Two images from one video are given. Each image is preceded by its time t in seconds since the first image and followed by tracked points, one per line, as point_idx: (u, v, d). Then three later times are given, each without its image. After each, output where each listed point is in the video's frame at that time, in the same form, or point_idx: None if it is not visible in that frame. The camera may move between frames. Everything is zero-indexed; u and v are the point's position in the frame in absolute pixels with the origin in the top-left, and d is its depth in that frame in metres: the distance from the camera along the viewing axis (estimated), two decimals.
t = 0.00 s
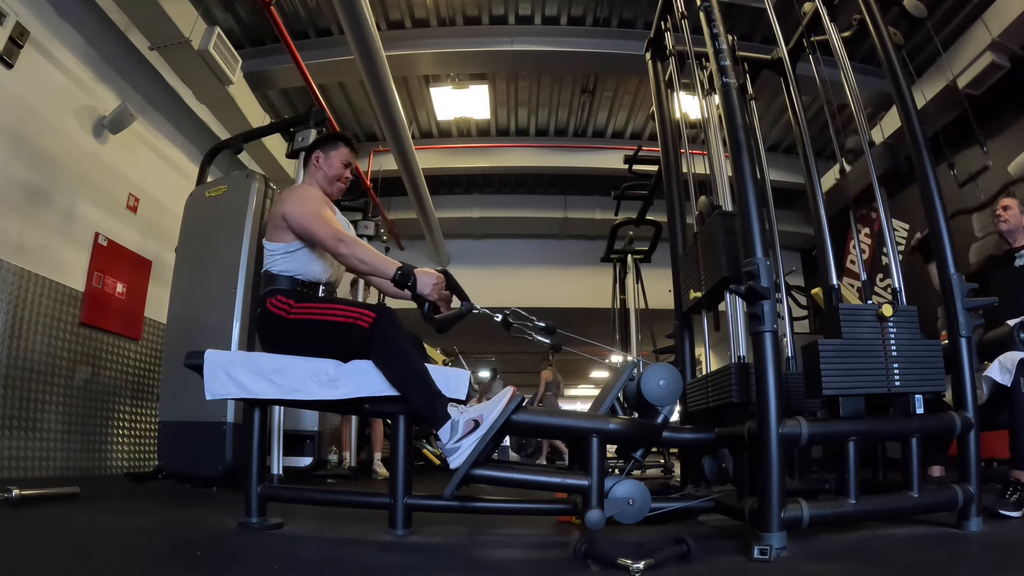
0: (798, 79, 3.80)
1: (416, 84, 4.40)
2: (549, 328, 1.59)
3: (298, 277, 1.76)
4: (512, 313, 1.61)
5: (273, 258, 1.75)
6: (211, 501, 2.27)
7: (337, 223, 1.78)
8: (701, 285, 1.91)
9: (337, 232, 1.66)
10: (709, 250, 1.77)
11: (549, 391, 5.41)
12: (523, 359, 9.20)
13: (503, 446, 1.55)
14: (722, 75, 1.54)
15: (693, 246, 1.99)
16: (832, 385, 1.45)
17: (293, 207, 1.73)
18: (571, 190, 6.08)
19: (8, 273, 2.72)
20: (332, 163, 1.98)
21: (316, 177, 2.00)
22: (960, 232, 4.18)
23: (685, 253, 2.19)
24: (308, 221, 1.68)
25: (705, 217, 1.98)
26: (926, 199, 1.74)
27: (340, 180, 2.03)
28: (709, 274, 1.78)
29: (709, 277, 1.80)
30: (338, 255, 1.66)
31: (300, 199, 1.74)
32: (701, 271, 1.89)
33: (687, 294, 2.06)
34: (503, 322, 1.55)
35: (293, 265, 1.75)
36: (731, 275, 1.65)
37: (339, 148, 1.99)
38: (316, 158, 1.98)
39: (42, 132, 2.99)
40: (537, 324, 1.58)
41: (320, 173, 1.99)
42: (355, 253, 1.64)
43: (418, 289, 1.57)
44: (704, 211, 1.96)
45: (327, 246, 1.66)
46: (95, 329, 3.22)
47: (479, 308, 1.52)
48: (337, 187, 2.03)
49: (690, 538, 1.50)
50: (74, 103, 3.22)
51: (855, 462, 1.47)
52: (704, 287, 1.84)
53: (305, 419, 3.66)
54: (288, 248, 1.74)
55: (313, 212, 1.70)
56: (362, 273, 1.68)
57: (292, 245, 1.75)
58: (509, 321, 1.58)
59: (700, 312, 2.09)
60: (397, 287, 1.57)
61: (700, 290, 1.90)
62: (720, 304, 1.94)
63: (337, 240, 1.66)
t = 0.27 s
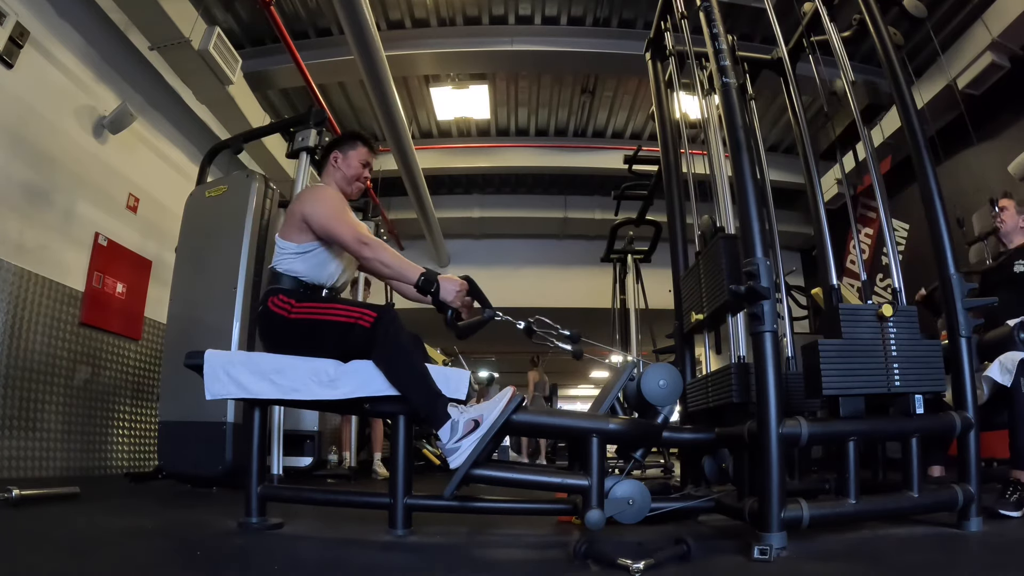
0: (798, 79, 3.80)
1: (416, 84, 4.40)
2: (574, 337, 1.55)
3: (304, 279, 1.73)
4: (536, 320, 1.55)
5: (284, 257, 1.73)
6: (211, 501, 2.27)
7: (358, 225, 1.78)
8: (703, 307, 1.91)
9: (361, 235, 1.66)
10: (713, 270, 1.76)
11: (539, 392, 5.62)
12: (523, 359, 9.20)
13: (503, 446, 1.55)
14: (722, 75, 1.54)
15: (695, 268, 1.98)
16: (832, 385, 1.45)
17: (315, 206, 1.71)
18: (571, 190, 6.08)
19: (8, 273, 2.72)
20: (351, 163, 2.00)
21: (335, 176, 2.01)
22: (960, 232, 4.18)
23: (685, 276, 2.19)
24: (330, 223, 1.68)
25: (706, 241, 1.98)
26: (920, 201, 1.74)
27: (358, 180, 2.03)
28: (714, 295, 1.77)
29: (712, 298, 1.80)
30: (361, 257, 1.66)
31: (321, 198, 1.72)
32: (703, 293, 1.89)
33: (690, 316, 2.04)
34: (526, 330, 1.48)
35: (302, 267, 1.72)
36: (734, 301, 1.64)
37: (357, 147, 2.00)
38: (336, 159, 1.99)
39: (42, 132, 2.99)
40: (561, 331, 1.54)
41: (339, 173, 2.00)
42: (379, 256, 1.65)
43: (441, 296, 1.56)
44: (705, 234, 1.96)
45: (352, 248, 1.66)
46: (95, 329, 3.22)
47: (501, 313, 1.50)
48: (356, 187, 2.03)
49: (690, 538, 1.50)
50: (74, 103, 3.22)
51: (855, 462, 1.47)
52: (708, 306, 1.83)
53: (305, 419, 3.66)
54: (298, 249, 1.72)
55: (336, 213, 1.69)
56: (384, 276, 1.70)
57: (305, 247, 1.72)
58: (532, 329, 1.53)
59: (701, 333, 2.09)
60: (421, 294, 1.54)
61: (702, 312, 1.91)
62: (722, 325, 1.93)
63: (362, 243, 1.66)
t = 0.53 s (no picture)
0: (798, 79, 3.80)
1: (416, 84, 4.39)
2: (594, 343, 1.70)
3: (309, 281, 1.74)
4: (559, 328, 1.74)
5: (292, 258, 1.73)
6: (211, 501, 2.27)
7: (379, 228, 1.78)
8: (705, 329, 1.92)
9: (383, 240, 1.66)
10: (715, 294, 1.78)
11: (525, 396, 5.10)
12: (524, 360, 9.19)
13: (503, 446, 1.55)
14: (722, 75, 1.54)
15: (696, 292, 1.99)
16: (832, 385, 1.45)
17: (337, 208, 1.70)
18: (571, 190, 6.08)
19: (8, 273, 2.72)
20: (369, 167, 2.00)
21: (354, 180, 2.01)
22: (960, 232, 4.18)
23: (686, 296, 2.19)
24: (352, 226, 1.67)
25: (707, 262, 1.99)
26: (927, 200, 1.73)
27: (377, 183, 2.04)
28: (715, 318, 1.79)
29: (713, 318, 1.81)
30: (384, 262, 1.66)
31: (342, 201, 1.72)
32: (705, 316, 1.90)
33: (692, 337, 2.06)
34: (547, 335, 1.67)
35: (308, 270, 1.73)
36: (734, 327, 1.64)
37: (375, 150, 1.99)
38: (354, 162, 2.00)
39: (42, 132, 2.99)
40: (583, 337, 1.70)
41: (357, 177, 2.01)
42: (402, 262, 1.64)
43: (463, 303, 1.57)
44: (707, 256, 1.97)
45: (374, 252, 1.66)
46: (95, 329, 3.22)
47: (520, 322, 1.53)
48: (374, 191, 2.04)
49: (690, 538, 1.50)
50: (74, 103, 3.22)
51: (855, 462, 1.47)
52: (709, 329, 1.85)
53: (305, 419, 3.66)
54: (307, 251, 1.73)
55: (358, 216, 1.69)
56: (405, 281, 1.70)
57: (314, 250, 1.73)
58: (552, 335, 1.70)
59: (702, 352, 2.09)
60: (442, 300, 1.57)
61: (703, 334, 1.91)
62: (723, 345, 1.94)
63: (384, 247, 1.66)
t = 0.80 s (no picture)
0: (798, 79, 3.80)
1: (416, 84, 4.39)
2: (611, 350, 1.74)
3: (311, 282, 1.74)
4: (578, 335, 1.76)
5: (296, 258, 1.73)
6: (211, 501, 2.27)
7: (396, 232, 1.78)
8: (705, 348, 1.90)
9: (402, 244, 1.66)
10: (716, 309, 1.78)
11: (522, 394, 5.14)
12: (524, 360, 9.20)
13: (503, 446, 1.55)
14: (722, 75, 1.54)
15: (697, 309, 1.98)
16: (832, 385, 1.45)
17: (356, 211, 1.71)
18: (571, 190, 6.08)
19: (8, 273, 2.72)
20: (384, 172, 2.01)
21: (368, 184, 2.01)
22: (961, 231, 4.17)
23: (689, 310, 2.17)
24: (371, 229, 1.68)
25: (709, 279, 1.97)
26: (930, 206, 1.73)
27: (392, 189, 2.04)
28: (716, 333, 1.78)
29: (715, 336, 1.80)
30: (402, 265, 1.66)
31: (362, 203, 1.72)
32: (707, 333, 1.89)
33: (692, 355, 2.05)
34: (564, 343, 1.66)
35: (312, 272, 1.73)
36: (736, 346, 1.63)
37: (390, 155, 2.01)
38: (369, 167, 2.00)
39: (42, 132, 2.99)
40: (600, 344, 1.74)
41: (371, 182, 2.01)
42: (420, 266, 1.64)
43: (481, 309, 1.56)
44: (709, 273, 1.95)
45: (392, 256, 1.66)
46: (95, 329, 3.22)
47: (538, 328, 1.51)
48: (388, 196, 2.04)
49: (690, 538, 1.50)
50: (74, 103, 3.22)
51: (855, 462, 1.47)
52: (709, 347, 1.84)
53: (305, 419, 3.66)
54: (314, 253, 1.73)
55: (376, 219, 1.70)
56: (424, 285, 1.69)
57: (321, 252, 1.73)
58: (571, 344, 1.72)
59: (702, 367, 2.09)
60: (460, 305, 1.57)
61: (704, 353, 1.90)
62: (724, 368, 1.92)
63: (402, 251, 1.66)
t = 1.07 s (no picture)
0: (798, 79, 3.80)
1: (416, 84, 4.39)
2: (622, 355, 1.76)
3: (313, 283, 1.74)
4: (591, 340, 1.78)
5: (300, 258, 1.75)
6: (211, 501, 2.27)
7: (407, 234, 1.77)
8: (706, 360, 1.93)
9: (415, 245, 1.66)
10: (716, 318, 1.82)
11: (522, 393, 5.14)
12: (524, 360, 9.20)
13: (503, 446, 1.55)
14: (722, 75, 1.54)
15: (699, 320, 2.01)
16: (832, 385, 1.45)
17: (368, 212, 1.71)
18: (571, 190, 6.08)
19: (8, 273, 2.72)
20: (391, 175, 2.00)
21: (376, 187, 2.01)
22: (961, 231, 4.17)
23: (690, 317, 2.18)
24: (384, 231, 1.68)
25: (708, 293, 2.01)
26: (928, 220, 1.75)
27: (400, 190, 2.04)
28: (717, 342, 1.81)
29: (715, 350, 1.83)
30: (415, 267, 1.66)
31: (374, 204, 1.72)
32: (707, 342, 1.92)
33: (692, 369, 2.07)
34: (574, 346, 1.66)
35: (315, 272, 1.73)
36: (736, 357, 1.68)
37: (397, 158, 2.00)
38: (376, 170, 2.00)
39: (42, 132, 2.99)
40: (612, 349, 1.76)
41: (379, 184, 2.01)
42: (434, 268, 1.64)
43: (494, 312, 1.55)
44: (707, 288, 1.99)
45: (404, 257, 1.66)
46: (95, 329, 3.22)
47: (551, 331, 1.51)
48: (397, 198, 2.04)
49: (690, 538, 1.50)
50: (74, 103, 3.22)
51: (855, 462, 1.47)
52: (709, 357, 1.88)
53: (305, 419, 3.66)
54: (318, 253, 1.73)
55: (388, 221, 1.69)
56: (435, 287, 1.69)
57: (325, 252, 1.73)
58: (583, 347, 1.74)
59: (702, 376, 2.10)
60: (473, 307, 1.56)
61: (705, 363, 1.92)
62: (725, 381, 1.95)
63: (415, 253, 1.65)
